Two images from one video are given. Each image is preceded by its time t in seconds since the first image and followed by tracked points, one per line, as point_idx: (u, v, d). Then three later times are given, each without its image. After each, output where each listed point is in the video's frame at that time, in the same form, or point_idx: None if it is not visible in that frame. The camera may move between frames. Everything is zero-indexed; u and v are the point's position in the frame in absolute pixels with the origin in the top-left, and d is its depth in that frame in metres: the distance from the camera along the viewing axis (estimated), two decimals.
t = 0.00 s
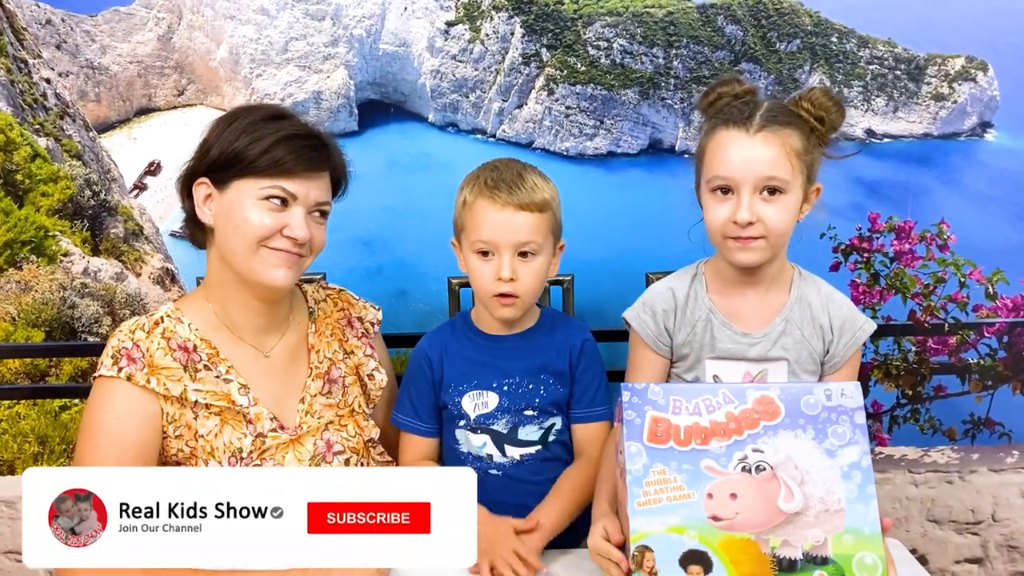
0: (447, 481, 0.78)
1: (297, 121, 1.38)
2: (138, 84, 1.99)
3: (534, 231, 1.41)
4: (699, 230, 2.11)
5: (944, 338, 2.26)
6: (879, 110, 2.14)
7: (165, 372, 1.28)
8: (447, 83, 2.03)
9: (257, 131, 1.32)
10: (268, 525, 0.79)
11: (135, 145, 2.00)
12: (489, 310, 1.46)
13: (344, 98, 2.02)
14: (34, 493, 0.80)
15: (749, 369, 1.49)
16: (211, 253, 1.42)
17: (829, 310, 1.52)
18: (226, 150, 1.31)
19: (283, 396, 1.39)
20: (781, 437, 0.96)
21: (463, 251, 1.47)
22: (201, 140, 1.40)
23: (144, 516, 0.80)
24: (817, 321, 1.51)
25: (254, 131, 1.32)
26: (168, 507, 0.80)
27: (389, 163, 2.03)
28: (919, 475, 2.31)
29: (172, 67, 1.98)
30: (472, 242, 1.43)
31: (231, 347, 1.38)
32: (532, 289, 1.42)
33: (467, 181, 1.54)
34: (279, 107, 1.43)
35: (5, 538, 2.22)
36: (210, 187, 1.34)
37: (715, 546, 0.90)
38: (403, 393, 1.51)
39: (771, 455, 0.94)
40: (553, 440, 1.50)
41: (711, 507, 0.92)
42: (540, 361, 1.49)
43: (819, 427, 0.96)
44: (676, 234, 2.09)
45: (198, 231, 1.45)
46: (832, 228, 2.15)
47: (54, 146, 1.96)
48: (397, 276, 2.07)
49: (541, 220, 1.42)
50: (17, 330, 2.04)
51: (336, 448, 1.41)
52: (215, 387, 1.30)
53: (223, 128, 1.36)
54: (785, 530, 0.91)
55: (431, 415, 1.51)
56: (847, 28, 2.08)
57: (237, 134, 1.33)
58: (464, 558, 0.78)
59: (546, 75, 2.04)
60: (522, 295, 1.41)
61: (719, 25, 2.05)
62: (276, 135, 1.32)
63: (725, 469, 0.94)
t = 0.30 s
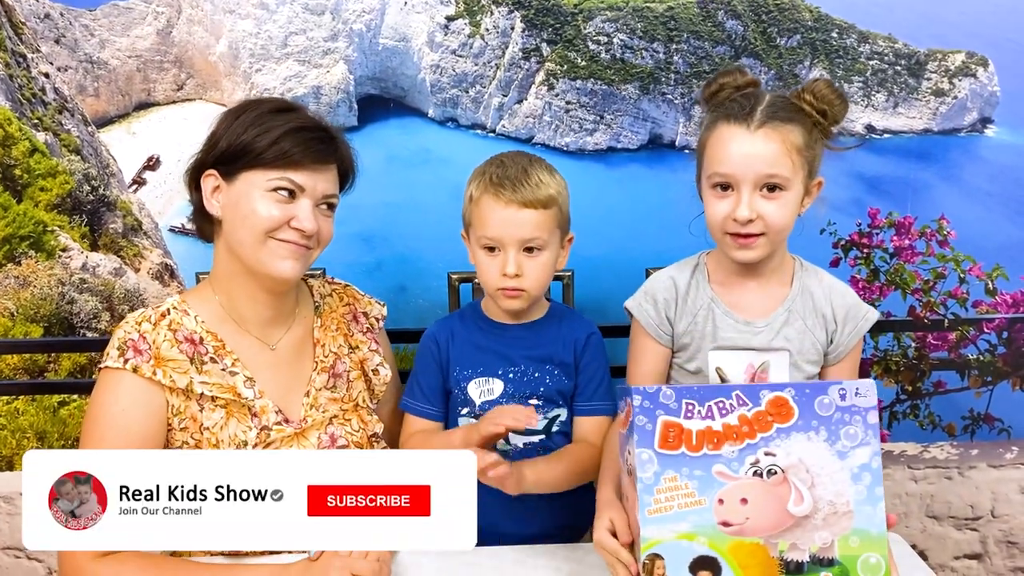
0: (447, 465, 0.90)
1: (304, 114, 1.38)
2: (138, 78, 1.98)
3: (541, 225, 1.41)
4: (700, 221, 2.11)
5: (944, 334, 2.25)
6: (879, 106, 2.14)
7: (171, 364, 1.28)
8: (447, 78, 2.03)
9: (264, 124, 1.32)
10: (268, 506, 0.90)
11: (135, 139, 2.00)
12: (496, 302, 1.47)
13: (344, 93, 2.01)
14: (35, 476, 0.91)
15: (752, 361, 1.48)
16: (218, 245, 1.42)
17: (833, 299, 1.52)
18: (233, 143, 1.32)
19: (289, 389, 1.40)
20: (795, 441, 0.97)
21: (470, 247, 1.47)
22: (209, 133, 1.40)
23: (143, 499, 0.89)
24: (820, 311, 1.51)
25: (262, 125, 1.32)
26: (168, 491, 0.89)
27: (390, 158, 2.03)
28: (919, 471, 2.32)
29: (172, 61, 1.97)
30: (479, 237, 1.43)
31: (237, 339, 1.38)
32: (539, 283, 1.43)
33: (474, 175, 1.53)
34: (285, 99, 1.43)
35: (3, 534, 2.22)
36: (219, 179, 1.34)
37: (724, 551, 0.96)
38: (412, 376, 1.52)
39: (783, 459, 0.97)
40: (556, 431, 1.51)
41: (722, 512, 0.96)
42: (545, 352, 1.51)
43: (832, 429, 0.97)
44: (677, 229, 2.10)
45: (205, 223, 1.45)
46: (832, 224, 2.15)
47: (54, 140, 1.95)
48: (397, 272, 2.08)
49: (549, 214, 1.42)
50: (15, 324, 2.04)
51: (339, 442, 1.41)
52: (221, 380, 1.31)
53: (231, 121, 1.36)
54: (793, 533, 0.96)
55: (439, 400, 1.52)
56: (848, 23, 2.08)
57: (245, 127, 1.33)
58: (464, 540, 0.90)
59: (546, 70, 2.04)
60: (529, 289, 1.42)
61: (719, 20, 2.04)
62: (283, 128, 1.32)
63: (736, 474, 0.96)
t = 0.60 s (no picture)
0: (451, 466, 0.86)
1: (307, 113, 1.37)
2: (134, 74, 1.96)
3: (545, 218, 1.40)
4: (697, 211, 2.10)
5: (945, 332, 2.24)
6: (881, 102, 2.12)
7: (182, 355, 1.34)
8: (445, 74, 2.01)
9: (270, 126, 1.31)
10: (268, 505, 0.87)
11: (131, 136, 1.98)
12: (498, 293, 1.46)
13: (342, 89, 2.00)
14: (34, 476, 0.87)
15: (751, 360, 1.48)
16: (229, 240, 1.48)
17: (833, 292, 1.51)
18: (240, 146, 1.31)
19: (295, 384, 1.48)
20: (818, 477, 0.90)
21: (475, 236, 1.46)
22: (210, 131, 1.38)
23: (143, 498, 0.86)
24: (821, 305, 1.50)
25: (267, 126, 1.31)
26: (168, 489, 0.86)
27: (387, 155, 2.02)
28: (919, 469, 2.31)
29: (168, 57, 1.95)
30: (483, 229, 1.43)
31: (247, 332, 1.46)
32: (542, 276, 1.42)
33: (481, 169, 1.52)
34: (285, 94, 1.41)
35: None
36: (225, 184, 1.35)
37: None
38: (411, 359, 1.56)
39: (804, 496, 0.91)
40: (546, 429, 1.53)
41: (735, 548, 0.92)
42: (542, 347, 1.52)
43: (857, 465, 0.91)
44: (675, 226, 2.09)
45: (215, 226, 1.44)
46: (833, 221, 2.14)
47: (49, 137, 1.94)
48: (396, 270, 2.08)
49: (554, 208, 1.41)
50: (11, 322, 2.04)
51: (343, 437, 1.50)
52: (231, 372, 1.39)
53: (235, 121, 1.35)
54: (806, 565, 0.93)
55: (437, 384, 1.55)
56: (850, 19, 2.06)
57: (249, 129, 1.31)
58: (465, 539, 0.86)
59: (546, 66, 2.02)
60: (530, 280, 1.41)
61: (720, 16, 2.03)
62: (290, 130, 1.31)
63: (753, 510, 0.91)
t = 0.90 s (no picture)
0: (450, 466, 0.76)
1: (329, 117, 1.32)
2: (130, 73, 1.92)
3: (545, 224, 1.37)
4: (702, 211, 2.06)
5: (952, 334, 2.21)
6: (888, 102, 2.08)
7: (205, 346, 1.33)
8: (446, 73, 1.98)
9: (292, 134, 1.26)
10: (268, 506, 0.77)
11: (127, 136, 1.95)
12: (496, 296, 1.44)
13: (341, 88, 1.97)
14: (31, 476, 0.78)
15: (756, 372, 1.45)
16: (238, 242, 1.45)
17: (838, 298, 1.49)
18: (260, 156, 1.26)
19: (306, 385, 1.46)
20: (834, 501, 0.98)
21: (473, 239, 1.44)
22: (226, 132, 1.32)
23: (143, 498, 0.76)
24: (827, 311, 1.47)
25: (288, 133, 1.26)
26: (168, 488, 0.76)
27: (388, 155, 1.99)
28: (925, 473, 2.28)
29: (165, 56, 1.92)
30: (482, 232, 1.40)
31: (257, 331, 1.44)
32: (541, 281, 1.39)
33: (481, 170, 1.50)
34: (304, 95, 1.35)
35: None
36: (243, 193, 1.31)
37: None
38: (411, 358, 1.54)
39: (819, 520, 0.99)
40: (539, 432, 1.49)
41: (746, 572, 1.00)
42: (538, 349, 1.50)
43: (875, 490, 0.99)
44: (677, 227, 2.06)
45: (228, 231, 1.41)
46: (839, 221, 2.11)
47: (43, 137, 1.91)
48: (396, 271, 2.05)
49: (554, 213, 1.38)
50: (6, 324, 2.02)
51: (351, 439, 1.47)
52: (252, 364, 1.37)
53: (256, 124, 1.29)
54: None
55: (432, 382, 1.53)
56: (857, 17, 2.02)
57: (269, 138, 1.26)
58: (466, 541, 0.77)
59: (548, 65, 1.99)
60: (529, 285, 1.39)
61: (724, 14, 2.00)
62: (313, 140, 1.26)
63: (766, 535, 0.99)
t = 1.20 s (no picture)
0: (445, 467, 0.96)
1: (318, 118, 1.26)
2: (114, 75, 1.87)
3: (531, 234, 1.33)
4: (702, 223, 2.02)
5: (960, 342, 2.15)
6: (894, 104, 2.02)
7: (228, 355, 1.27)
8: (439, 74, 1.93)
9: (279, 137, 1.20)
10: (268, 504, 0.97)
11: (111, 139, 1.90)
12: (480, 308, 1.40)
13: (331, 90, 1.91)
14: (33, 475, 1.00)
15: (760, 379, 1.37)
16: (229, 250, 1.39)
17: (845, 306, 1.43)
18: (247, 163, 1.20)
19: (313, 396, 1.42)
20: (840, 528, 0.95)
21: (455, 247, 1.40)
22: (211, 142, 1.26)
23: (143, 498, 0.98)
24: (832, 319, 1.42)
25: (277, 136, 1.20)
26: (168, 490, 0.97)
27: (379, 157, 1.93)
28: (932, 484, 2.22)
29: (150, 57, 1.87)
30: (464, 242, 1.36)
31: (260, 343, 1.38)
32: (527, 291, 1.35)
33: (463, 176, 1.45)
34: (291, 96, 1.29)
35: None
36: (233, 204, 1.25)
37: None
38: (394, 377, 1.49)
39: (824, 546, 0.96)
40: (532, 449, 1.45)
41: None
42: (524, 362, 1.44)
43: (883, 516, 0.96)
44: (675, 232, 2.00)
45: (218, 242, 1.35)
46: (844, 227, 2.05)
47: (26, 140, 1.86)
48: (389, 277, 1.99)
49: (541, 223, 1.34)
50: None
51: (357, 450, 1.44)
52: (273, 371, 1.33)
53: (243, 127, 1.22)
54: None
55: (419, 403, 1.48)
56: (862, 16, 1.97)
57: (256, 142, 1.20)
58: (464, 540, 0.97)
59: (544, 66, 1.94)
60: (513, 296, 1.35)
61: (726, 13, 1.94)
62: (302, 144, 1.20)
63: (769, 562, 0.96)
